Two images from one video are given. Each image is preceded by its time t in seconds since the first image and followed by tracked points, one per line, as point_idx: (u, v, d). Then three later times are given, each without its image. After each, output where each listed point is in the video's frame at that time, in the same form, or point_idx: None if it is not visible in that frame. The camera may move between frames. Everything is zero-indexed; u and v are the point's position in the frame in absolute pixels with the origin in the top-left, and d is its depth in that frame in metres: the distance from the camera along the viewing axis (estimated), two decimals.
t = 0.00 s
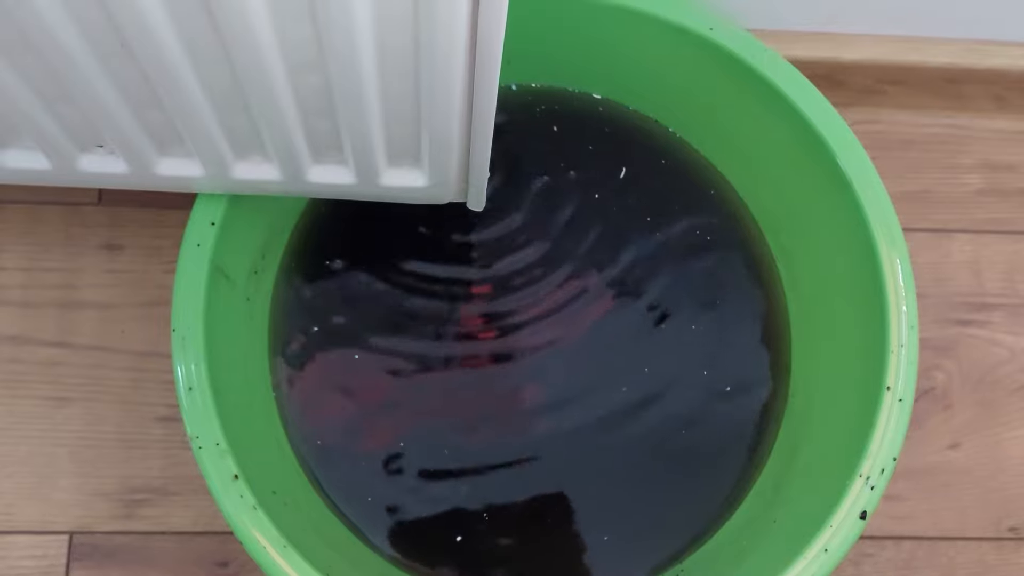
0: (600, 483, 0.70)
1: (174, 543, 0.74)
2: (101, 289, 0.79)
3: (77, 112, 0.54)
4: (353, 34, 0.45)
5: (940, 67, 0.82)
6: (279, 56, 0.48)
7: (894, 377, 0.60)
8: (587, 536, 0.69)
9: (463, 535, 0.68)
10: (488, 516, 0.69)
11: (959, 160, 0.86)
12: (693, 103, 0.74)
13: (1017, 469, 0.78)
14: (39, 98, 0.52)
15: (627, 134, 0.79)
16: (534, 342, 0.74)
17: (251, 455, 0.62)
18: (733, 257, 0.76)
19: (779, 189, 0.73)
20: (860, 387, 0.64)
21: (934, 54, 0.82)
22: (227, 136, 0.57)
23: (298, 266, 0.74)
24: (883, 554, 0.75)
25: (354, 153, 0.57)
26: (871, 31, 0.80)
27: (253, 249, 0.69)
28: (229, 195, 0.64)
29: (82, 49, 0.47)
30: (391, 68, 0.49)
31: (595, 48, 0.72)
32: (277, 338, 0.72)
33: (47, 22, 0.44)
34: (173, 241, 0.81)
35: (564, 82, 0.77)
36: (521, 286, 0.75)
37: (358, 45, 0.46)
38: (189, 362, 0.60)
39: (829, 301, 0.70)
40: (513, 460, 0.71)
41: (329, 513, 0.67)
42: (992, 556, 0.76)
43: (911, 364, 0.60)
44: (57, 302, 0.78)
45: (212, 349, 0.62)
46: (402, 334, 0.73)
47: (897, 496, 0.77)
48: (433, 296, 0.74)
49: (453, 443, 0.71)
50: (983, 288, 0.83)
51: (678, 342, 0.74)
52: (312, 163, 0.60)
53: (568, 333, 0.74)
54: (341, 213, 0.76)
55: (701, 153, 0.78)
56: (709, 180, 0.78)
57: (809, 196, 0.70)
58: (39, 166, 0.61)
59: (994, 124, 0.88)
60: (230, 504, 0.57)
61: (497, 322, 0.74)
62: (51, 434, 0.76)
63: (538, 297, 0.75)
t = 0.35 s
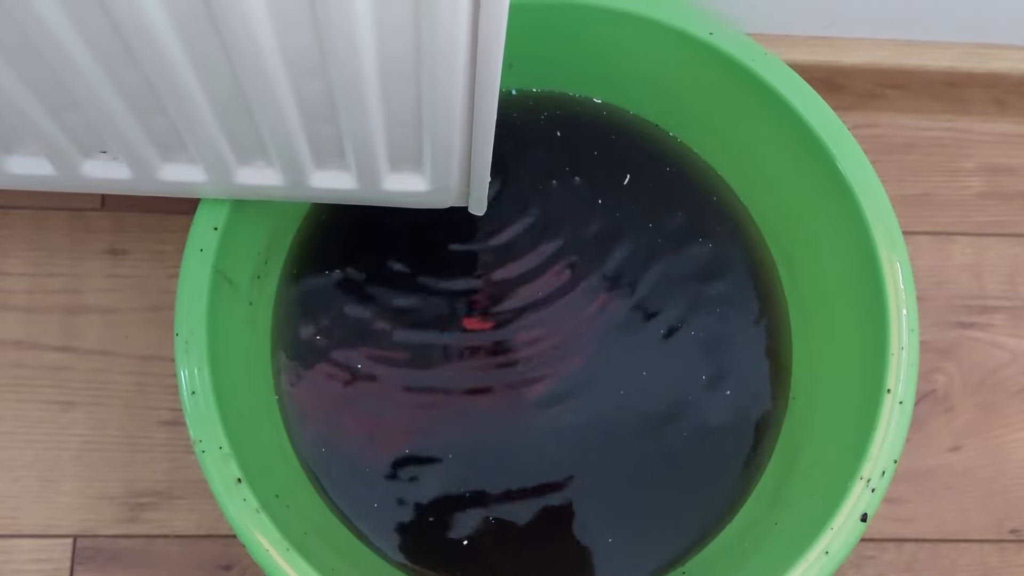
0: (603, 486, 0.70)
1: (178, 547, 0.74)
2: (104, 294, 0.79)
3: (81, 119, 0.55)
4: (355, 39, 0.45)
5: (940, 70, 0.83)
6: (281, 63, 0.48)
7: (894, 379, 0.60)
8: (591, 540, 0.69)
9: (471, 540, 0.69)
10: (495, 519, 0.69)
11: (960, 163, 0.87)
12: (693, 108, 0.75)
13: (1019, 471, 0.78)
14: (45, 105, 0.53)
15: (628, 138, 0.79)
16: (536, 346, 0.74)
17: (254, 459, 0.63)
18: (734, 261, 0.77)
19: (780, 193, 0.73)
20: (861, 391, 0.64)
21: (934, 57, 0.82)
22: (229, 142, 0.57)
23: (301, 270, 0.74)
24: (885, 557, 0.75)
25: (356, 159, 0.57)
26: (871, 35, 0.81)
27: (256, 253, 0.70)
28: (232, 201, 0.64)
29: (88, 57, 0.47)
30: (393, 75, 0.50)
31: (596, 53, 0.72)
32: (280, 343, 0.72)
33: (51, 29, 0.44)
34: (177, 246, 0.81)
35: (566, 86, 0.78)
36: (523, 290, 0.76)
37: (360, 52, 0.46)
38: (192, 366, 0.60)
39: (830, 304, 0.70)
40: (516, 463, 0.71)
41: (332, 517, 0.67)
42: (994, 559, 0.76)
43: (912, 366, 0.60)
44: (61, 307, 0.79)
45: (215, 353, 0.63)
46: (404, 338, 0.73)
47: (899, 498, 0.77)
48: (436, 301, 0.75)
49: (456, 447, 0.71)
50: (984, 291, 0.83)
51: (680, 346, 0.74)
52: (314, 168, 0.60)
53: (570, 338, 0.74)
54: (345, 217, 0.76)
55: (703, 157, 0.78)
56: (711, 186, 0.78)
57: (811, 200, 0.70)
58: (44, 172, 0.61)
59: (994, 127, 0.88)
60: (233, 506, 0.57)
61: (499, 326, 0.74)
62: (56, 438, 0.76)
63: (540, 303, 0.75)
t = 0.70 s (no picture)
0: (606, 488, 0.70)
1: (179, 549, 0.74)
2: (105, 296, 0.79)
3: (81, 121, 0.55)
4: (355, 41, 0.45)
5: (940, 71, 0.83)
6: (281, 65, 0.48)
7: (895, 380, 0.60)
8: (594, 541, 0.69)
9: (475, 542, 0.69)
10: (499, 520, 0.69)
11: (960, 164, 0.87)
12: (694, 109, 0.75)
13: (1020, 472, 0.78)
14: (47, 107, 0.53)
15: (629, 139, 0.79)
16: (538, 348, 0.74)
17: (255, 460, 0.63)
18: (735, 262, 0.77)
19: (781, 194, 0.73)
20: (862, 391, 0.64)
21: (934, 58, 0.82)
22: (230, 144, 0.57)
23: (302, 272, 0.74)
24: (886, 557, 0.75)
25: (357, 161, 0.57)
26: (871, 35, 0.81)
27: (258, 255, 0.70)
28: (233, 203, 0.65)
29: (89, 59, 0.48)
30: (394, 77, 0.50)
31: (596, 55, 0.72)
32: (281, 345, 0.72)
33: (52, 31, 0.44)
34: (178, 248, 0.81)
35: (566, 87, 0.78)
36: (525, 292, 0.75)
37: (360, 54, 0.46)
38: (193, 368, 0.60)
39: (831, 304, 0.70)
40: (519, 463, 0.71)
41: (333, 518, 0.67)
42: (995, 559, 0.76)
43: (912, 367, 0.60)
44: (62, 309, 0.79)
45: (216, 355, 0.63)
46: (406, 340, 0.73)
47: (900, 499, 0.77)
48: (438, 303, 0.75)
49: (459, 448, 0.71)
50: (985, 291, 0.83)
51: (681, 347, 0.74)
52: (314, 170, 0.60)
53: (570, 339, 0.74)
54: (345, 218, 0.76)
55: (704, 158, 0.78)
56: (712, 189, 0.78)
57: (811, 201, 0.70)
58: (45, 175, 0.61)
59: (994, 127, 0.88)
60: (234, 508, 0.57)
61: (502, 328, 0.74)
62: (57, 440, 0.76)
63: (542, 305, 0.75)
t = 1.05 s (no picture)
0: (608, 488, 0.70)
1: (182, 550, 0.74)
2: (107, 298, 0.79)
3: (83, 123, 0.55)
4: (357, 43, 0.45)
5: (941, 72, 0.83)
6: (283, 66, 0.48)
7: (896, 381, 0.60)
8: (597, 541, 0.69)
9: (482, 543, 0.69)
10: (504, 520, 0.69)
11: (962, 165, 0.87)
12: (695, 110, 0.75)
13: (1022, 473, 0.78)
14: (49, 109, 0.53)
15: (632, 141, 0.79)
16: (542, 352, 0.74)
17: (257, 461, 0.63)
18: (737, 265, 0.77)
19: (783, 195, 0.73)
20: (862, 392, 0.64)
21: (935, 59, 0.82)
22: (232, 146, 0.57)
23: (304, 274, 0.75)
24: (888, 558, 0.75)
25: (359, 162, 0.58)
26: (872, 37, 0.81)
27: (260, 256, 0.70)
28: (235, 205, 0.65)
29: (90, 60, 0.48)
30: (395, 78, 0.50)
31: (598, 57, 0.72)
32: (283, 347, 0.72)
33: (54, 33, 0.45)
34: (180, 249, 0.81)
35: (566, 89, 0.78)
36: (526, 294, 0.76)
37: (361, 55, 0.46)
38: (196, 369, 0.60)
39: (832, 305, 0.70)
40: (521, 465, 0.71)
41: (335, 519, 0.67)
42: (997, 560, 0.76)
43: (913, 367, 0.60)
44: (66, 310, 0.79)
45: (219, 356, 0.63)
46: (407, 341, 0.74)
47: (902, 500, 0.77)
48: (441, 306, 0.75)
49: (462, 450, 0.71)
50: (986, 292, 0.83)
51: (683, 349, 0.74)
52: (316, 172, 0.61)
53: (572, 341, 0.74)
54: (346, 220, 0.76)
55: (707, 160, 0.79)
56: (713, 191, 0.79)
57: (812, 202, 0.70)
58: (48, 177, 0.61)
59: (995, 128, 0.88)
60: (236, 509, 0.58)
61: (504, 331, 0.75)
62: (60, 441, 0.76)
63: (543, 306, 0.75)
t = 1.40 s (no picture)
0: (611, 491, 0.70)
1: (185, 552, 0.74)
2: (110, 300, 0.79)
3: (87, 127, 0.55)
4: (359, 48, 0.45)
5: (942, 74, 0.83)
6: (286, 70, 0.49)
7: (898, 383, 0.60)
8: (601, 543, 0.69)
9: (488, 546, 0.69)
10: (510, 522, 0.70)
11: (963, 167, 0.87)
12: (696, 112, 0.75)
13: None
14: (52, 113, 0.53)
15: (635, 144, 0.79)
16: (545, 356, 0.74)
17: (259, 464, 0.63)
18: (739, 267, 0.77)
19: (785, 197, 0.73)
20: (864, 394, 0.64)
21: (936, 61, 0.82)
22: (235, 150, 0.58)
23: (306, 276, 0.75)
24: (891, 560, 0.75)
25: (361, 165, 0.58)
26: (873, 39, 0.81)
27: (263, 259, 0.70)
28: (238, 208, 0.65)
29: (93, 63, 0.48)
30: (397, 82, 0.50)
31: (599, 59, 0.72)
32: (286, 350, 0.73)
33: (58, 39, 0.45)
34: (183, 251, 0.81)
35: (568, 91, 0.78)
36: (529, 296, 0.76)
37: (363, 59, 0.46)
38: (199, 372, 0.60)
39: (834, 308, 0.70)
40: (524, 467, 0.71)
41: (338, 522, 0.67)
42: (999, 561, 0.76)
43: (915, 370, 0.61)
44: (68, 313, 0.79)
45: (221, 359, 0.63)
46: (409, 343, 0.74)
47: (904, 502, 0.77)
48: (444, 309, 0.75)
49: (465, 452, 0.71)
50: (988, 294, 0.83)
51: (685, 351, 0.74)
52: (318, 175, 0.61)
53: (575, 345, 0.75)
54: (349, 222, 0.76)
55: (709, 163, 0.79)
56: (716, 195, 0.79)
57: (814, 204, 0.70)
58: (51, 180, 0.61)
59: (996, 130, 0.88)
60: (239, 512, 0.58)
61: (506, 334, 0.75)
62: (63, 444, 0.76)
63: (546, 309, 0.75)
